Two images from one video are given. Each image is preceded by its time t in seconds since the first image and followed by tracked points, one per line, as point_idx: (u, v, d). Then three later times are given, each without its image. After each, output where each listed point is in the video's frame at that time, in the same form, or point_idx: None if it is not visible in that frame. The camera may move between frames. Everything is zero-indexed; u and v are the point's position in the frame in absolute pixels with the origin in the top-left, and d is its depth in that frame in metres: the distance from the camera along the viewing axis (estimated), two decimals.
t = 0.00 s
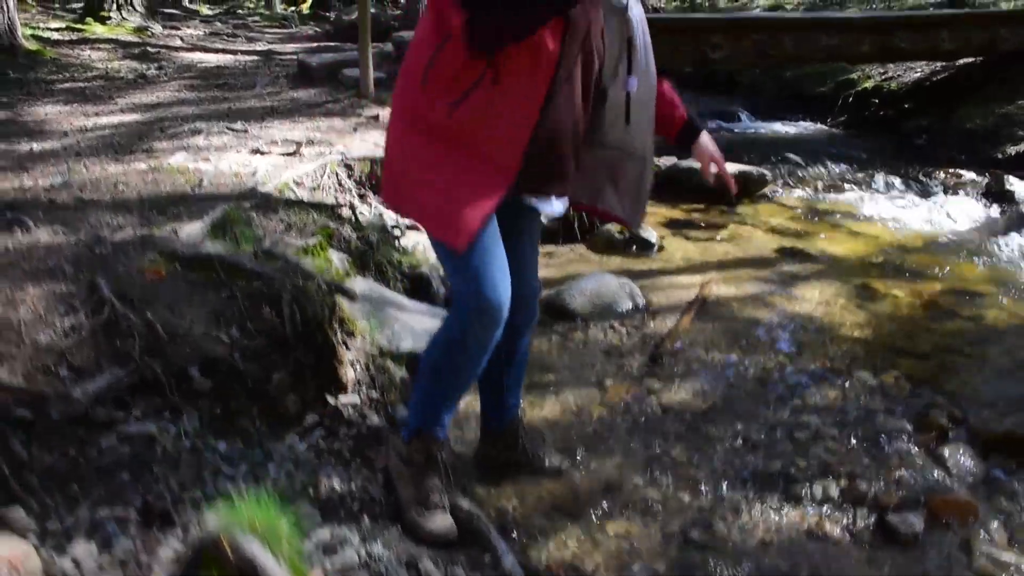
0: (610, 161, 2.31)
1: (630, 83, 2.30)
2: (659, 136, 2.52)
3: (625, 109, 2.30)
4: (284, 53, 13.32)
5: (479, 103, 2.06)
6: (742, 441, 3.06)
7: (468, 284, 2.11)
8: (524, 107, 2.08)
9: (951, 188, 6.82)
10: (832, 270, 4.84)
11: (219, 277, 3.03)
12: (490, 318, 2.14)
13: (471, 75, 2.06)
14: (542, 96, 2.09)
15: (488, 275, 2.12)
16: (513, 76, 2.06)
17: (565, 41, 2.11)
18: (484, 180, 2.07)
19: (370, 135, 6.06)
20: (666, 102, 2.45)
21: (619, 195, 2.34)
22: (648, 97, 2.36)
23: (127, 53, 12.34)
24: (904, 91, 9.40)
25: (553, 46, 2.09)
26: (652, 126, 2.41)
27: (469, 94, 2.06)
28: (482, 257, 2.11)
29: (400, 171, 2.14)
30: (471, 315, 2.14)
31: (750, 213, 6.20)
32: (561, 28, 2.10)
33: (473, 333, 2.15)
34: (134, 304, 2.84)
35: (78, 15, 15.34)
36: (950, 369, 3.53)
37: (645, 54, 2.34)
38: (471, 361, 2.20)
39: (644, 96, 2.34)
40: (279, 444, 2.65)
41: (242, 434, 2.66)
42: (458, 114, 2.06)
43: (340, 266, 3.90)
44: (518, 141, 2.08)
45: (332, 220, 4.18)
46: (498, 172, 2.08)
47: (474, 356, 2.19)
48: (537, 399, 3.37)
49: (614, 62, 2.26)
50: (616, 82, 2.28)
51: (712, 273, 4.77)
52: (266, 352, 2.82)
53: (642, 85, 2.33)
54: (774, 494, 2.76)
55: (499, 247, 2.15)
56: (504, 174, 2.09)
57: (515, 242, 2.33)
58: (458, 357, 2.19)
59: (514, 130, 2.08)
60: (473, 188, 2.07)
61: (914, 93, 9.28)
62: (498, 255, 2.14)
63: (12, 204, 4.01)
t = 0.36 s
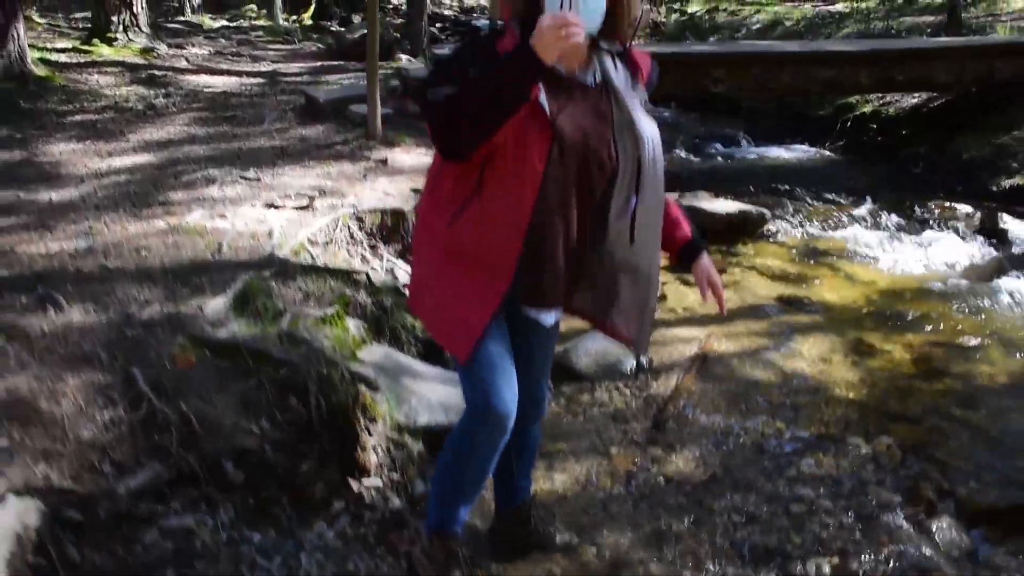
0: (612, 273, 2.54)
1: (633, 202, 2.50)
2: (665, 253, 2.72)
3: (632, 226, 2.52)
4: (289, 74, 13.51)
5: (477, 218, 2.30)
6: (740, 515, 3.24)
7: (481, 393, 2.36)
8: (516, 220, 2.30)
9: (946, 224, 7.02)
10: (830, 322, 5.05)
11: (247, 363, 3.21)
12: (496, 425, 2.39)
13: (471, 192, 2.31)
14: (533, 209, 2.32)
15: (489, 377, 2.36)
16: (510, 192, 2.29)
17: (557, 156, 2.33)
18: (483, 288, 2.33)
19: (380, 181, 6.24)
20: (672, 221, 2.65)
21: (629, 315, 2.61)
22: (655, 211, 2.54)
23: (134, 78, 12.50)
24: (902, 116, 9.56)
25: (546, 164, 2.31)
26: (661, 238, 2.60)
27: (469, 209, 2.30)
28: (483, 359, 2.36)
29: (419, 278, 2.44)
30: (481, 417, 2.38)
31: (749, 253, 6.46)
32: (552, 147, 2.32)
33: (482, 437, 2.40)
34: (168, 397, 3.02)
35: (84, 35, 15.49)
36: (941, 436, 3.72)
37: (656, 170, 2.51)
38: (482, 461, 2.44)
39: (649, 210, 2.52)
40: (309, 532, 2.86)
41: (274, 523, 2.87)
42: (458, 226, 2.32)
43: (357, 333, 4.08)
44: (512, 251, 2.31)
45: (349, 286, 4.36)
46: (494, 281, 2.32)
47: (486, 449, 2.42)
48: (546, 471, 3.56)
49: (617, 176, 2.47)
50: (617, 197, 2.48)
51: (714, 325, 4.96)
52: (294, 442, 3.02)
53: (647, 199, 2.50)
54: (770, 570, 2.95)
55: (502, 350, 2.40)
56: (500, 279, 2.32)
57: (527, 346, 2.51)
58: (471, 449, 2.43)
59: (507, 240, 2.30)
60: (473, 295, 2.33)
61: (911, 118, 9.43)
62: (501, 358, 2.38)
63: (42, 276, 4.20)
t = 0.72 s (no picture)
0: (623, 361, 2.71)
1: (640, 299, 2.66)
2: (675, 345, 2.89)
3: (639, 320, 2.68)
4: (293, 93, 13.76)
5: (493, 309, 2.48)
6: (740, 566, 3.47)
7: (496, 474, 2.53)
8: (530, 312, 2.47)
9: (940, 253, 7.37)
10: (828, 361, 5.31)
11: (278, 431, 3.48)
12: (512, 504, 2.55)
13: (489, 283, 2.51)
14: (545, 303, 2.49)
15: (502, 457, 2.54)
16: (524, 286, 2.47)
17: (568, 253, 2.52)
18: (496, 373, 2.51)
19: (390, 223, 6.50)
20: (682, 316, 2.82)
21: (636, 403, 2.78)
22: (663, 306, 2.71)
23: (142, 101, 12.56)
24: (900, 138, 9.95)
25: (558, 261, 2.50)
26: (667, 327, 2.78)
27: (486, 299, 2.50)
28: (497, 440, 2.54)
29: (440, 357, 2.64)
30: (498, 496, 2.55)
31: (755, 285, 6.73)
32: (564, 245, 2.51)
33: (498, 514, 2.57)
34: (207, 468, 3.26)
35: (90, 52, 15.58)
36: (932, 487, 4.01)
37: (664, 268, 2.68)
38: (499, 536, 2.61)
39: (658, 306, 2.69)
40: None
41: None
42: (476, 314, 2.51)
43: (376, 386, 4.31)
44: (525, 340, 2.49)
45: (367, 340, 4.60)
46: (507, 368, 2.50)
47: (500, 525, 2.59)
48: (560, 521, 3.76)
49: (627, 272, 2.64)
50: (626, 293, 2.65)
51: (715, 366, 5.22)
52: (326, 510, 3.30)
53: (656, 295, 2.66)
54: None
55: (515, 433, 2.56)
56: (513, 366, 2.50)
57: (543, 425, 2.71)
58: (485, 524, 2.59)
59: (521, 332, 2.48)
60: (488, 380, 2.51)
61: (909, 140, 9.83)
62: (514, 440, 2.56)
63: (75, 335, 4.41)
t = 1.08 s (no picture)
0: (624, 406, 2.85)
1: (640, 349, 2.76)
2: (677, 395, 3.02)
3: (642, 369, 2.77)
4: (297, 106, 13.93)
5: (494, 354, 2.62)
6: None
7: (502, 508, 2.65)
8: (530, 358, 2.59)
9: (936, 270, 7.73)
10: (822, 385, 5.57)
11: (300, 464, 3.70)
12: (517, 542, 2.66)
13: (490, 330, 2.64)
14: (545, 350, 2.62)
15: (504, 494, 2.66)
16: (523, 334, 2.59)
17: (566, 304, 2.65)
18: (498, 415, 2.62)
19: (399, 248, 6.72)
20: (681, 369, 2.94)
21: (642, 443, 2.91)
22: (664, 356, 2.79)
23: (149, 114, 12.10)
24: (897, 152, 10.40)
25: (557, 311, 2.63)
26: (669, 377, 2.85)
27: (487, 345, 2.63)
28: (501, 480, 2.66)
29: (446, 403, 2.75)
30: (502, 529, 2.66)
31: (749, 304, 6.92)
32: (563, 296, 2.64)
33: (505, 552, 2.68)
34: (234, 501, 3.46)
35: (94, 63, 15.52)
36: (924, 511, 4.26)
37: (663, 320, 2.77)
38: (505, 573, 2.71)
39: (658, 355, 2.77)
40: None
41: None
42: (478, 362, 2.65)
43: (389, 414, 4.51)
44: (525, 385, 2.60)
45: (379, 368, 4.80)
46: (508, 410, 2.62)
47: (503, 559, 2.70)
48: (566, 544, 3.96)
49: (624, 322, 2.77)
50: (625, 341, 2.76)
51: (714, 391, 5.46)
52: (347, 541, 3.52)
53: (655, 346, 2.76)
54: None
55: (519, 475, 2.68)
56: (513, 412, 2.61)
57: (544, 467, 2.85)
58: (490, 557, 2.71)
59: (520, 376, 2.60)
60: (489, 420, 2.63)
61: (905, 154, 10.30)
62: (516, 479, 2.67)
63: (100, 366, 4.55)
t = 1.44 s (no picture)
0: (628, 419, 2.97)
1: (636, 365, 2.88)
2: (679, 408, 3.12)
3: (635, 384, 2.91)
4: (302, 113, 14.09)
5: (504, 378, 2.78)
6: None
7: (517, 519, 2.81)
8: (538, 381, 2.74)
9: (932, 277, 7.89)
10: (820, 393, 5.71)
11: (318, 475, 3.86)
12: (532, 549, 2.82)
13: (503, 356, 2.77)
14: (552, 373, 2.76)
15: (519, 503, 2.81)
16: (531, 358, 2.74)
17: (570, 328, 2.77)
18: (512, 433, 2.79)
19: (406, 258, 6.88)
20: (683, 386, 3.07)
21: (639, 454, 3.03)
22: (659, 373, 2.89)
23: (157, 121, 12.24)
24: (894, 158, 10.60)
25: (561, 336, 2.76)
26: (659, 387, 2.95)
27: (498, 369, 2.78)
28: (516, 493, 2.82)
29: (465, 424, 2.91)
30: (521, 538, 2.82)
31: (749, 312, 7.06)
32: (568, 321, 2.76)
33: (522, 559, 2.85)
34: (256, 510, 3.60)
35: (101, 70, 15.65)
36: (919, 517, 4.40)
37: (661, 339, 2.87)
38: None
39: (654, 372, 2.88)
40: None
41: None
42: (490, 386, 2.80)
43: (401, 423, 4.66)
44: (534, 405, 2.76)
45: (390, 378, 4.95)
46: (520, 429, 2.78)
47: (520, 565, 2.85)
48: (573, 550, 4.11)
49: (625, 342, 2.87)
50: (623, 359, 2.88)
51: (715, 399, 5.61)
52: (365, 549, 3.67)
53: (652, 364, 2.87)
54: None
55: (533, 489, 2.83)
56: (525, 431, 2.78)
57: (556, 477, 3.01)
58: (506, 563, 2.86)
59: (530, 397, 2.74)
60: (501, 437, 2.80)
61: (902, 161, 10.50)
62: (533, 489, 2.82)
63: (121, 377, 4.70)
